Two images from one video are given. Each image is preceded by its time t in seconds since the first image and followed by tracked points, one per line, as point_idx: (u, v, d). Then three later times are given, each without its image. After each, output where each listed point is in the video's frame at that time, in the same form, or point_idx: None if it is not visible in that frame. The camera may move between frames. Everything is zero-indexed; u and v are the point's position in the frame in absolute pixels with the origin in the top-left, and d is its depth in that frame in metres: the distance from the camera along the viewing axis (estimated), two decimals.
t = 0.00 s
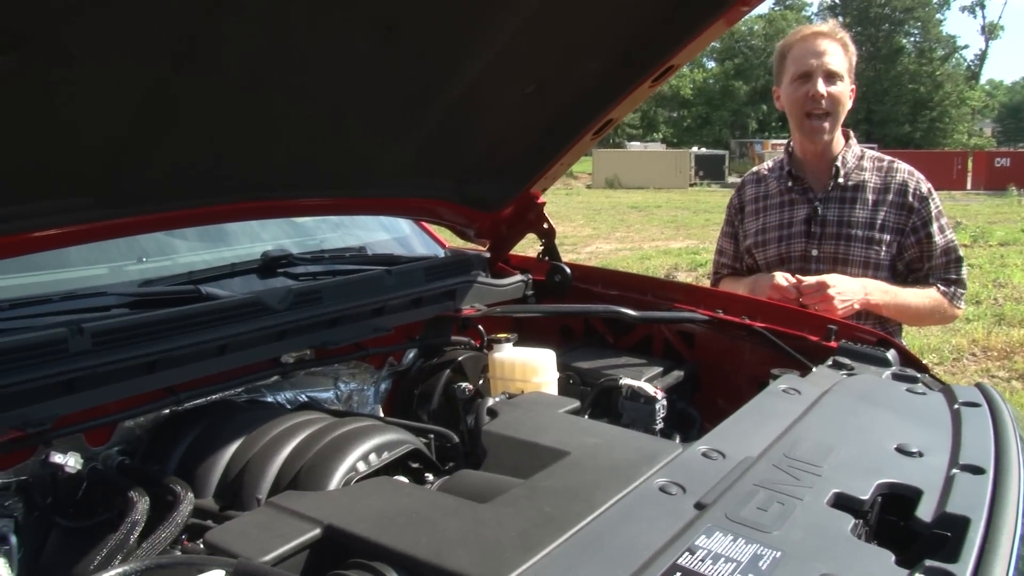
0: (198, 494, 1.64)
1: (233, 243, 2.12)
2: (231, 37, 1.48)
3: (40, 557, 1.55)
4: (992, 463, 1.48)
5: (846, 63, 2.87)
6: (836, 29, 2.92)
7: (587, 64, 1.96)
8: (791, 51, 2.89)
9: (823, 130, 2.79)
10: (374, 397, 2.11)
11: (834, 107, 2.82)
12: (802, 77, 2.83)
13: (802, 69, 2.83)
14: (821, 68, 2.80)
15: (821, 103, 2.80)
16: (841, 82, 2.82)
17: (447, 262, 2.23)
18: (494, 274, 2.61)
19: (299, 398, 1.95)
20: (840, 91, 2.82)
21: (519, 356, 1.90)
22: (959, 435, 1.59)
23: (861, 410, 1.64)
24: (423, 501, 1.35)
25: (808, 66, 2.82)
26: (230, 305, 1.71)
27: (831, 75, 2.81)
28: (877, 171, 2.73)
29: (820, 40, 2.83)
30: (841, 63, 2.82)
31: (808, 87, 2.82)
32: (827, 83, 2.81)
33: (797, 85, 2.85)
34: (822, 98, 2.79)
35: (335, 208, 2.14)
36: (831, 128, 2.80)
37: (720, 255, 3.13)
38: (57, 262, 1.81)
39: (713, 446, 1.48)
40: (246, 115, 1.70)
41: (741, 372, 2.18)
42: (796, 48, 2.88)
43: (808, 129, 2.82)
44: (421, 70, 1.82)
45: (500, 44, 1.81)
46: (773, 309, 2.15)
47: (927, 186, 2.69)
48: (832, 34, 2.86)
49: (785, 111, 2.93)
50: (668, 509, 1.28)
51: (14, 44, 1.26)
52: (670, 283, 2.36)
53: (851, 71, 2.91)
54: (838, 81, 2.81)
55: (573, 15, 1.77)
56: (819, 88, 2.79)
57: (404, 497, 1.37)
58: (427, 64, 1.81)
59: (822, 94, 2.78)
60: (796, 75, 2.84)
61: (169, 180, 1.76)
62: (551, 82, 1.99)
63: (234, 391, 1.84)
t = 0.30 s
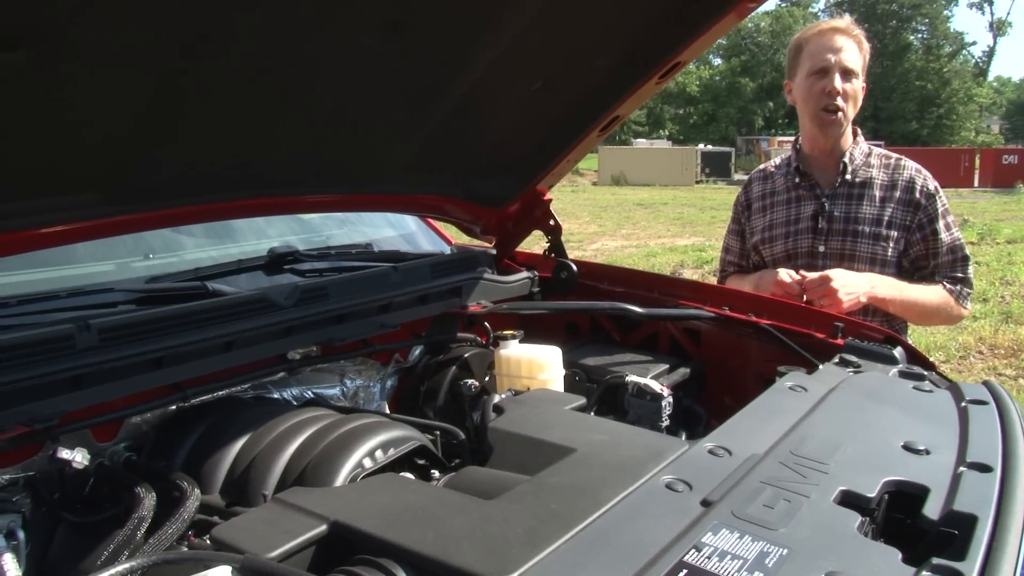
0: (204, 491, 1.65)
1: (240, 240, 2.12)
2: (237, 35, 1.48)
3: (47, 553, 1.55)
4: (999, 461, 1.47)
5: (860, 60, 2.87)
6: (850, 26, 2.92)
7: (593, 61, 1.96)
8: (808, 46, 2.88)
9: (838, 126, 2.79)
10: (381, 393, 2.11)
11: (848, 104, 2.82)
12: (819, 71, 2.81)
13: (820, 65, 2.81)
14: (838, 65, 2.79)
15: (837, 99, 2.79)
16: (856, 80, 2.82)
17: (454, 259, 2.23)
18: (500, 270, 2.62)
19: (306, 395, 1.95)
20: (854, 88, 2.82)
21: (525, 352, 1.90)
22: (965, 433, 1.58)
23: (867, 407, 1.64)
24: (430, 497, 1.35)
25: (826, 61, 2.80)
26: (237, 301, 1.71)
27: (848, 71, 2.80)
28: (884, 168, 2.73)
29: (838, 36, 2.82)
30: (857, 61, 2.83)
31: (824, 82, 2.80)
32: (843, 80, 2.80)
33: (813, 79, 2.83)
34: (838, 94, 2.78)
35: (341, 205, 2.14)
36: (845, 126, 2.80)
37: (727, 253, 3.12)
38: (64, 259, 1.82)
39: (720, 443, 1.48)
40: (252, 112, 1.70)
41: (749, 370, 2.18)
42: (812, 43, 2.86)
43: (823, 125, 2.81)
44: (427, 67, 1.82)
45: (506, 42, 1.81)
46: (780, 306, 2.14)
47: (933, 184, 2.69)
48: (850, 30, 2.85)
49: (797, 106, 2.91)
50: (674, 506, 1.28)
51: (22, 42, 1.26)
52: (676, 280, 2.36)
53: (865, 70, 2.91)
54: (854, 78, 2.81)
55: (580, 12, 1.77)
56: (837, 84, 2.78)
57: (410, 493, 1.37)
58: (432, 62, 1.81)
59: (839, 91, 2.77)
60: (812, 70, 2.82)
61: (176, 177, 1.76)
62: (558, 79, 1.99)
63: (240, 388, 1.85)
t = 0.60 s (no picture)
0: (206, 490, 1.65)
1: (242, 239, 2.12)
2: (239, 35, 1.49)
3: (49, 553, 1.56)
4: (1001, 461, 1.47)
5: (861, 58, 2.85)
6: (850, 24, 2.89)
7: (595, 61, 1.96)
8: (807, 45, 2.86)
9: (839, 124, 2.77)
10: (382, 392, 2.11)
11: (849, 101, 2.79)
12: (818, 70, 2.80)
13: (819, 63, 2.79)
14: (837, 62, 2.77)
15: (837, 97, 2.77)
16: (856, 77, 2.79)
17: (455, 258, 2.23)
18: (501, 269, 2.61)
19: (307, 394, 1.95)
20: (855, 85, 2.79)
21: (527, 352, 1.90)
22: (967, 432, 1.58)
23: (869, 407, 1.64)
24: (432, 496, 1.36)
25: (825, 59, 2.78)
26: (240, 301, 1.71)
27: (848, 69, 2.77)
28: (887, 168, 2.75)
29: (836, 34, 2.80)
30: (856, 57, 2.80)
31: (824, 81, 2.78)
32: (843, 77, 2.78)
33: (813, 78, 2.82)
34: (839, 92, 2.76)
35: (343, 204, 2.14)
36: (846, 123, 2.78)
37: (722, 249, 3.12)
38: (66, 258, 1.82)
39: (721, 442, 1.48)
40: (254, 112, 1.70)
41: (751, 369, 2.19)
42: (812, 42, 2.85)
43: (824, 124, 2.79)
44: (429, 67, 1.82)
45: (507, 41, 1.81)
46: (782, 305, 2.14)
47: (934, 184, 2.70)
48: (849, 29, 2.83)
49: (800, 104, 2.90)
50: (676, 505, 1.28)
51: (24, 42, 1.27)
52: (678, 279, 2.36)
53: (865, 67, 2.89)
54: (854, 75, 2.78)
55: (581, 12, 1.77)
56: (836, 82, 2.75)
57: (412, 492, 1.38)
58: (434, 61, 1.81)
59: (838, 89, 2.75)
60: (812, 69, 2.80)
61: (178, 176, 1.76)
62: (559, 78, 1.99)
63: (242, 387, 1.85)
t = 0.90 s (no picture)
0: (207, 489, 1.65)
1: (244, 238, 2.13)
2: (240, 35, 1.49)
3: (51, 552, 1.56)
4: (1003, 460, 1.47)
5: (857, 55, 2.85)
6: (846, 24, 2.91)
7: (596, 61, 1.96)
8: (802, 44, 2.89)
9: (833, 118, 2.77)
10: (384, 392, 2.11)
11: (843, 96, 2.78)
12: (810, 66, 2.81)
13: (811, 58, 2.81)
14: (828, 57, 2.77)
15: (829, 91, 2.77)
16: (849, 71, 2.78)
17: (456, 258, 2.23)
18: (502, 269, 2.61)
19: (308, 394, 1.95)
20: (848, 79, 2.78)
21: (528, 351, 1.90)
22: (969, 432, 1.58)
23: (870, 406, 1.64)
24: (433, 496, 1.36)
25: (816, 54, 2.80)
26: (241, 301, 1.71)
27: (839, 63, 2.77)
28: (887, 167, 2.74)
29: (829, 31, 2.81)
30: (850, 52, 2.80)
31: (816, 76, 2.80)
32: (835, 71, 2.78)
33: (807, 74, 2.83)
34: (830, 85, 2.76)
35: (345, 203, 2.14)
36: (841, 118, 2.77)
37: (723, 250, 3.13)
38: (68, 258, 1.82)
39: (723, 442, 1.48)
40: (255, 111, 1.70)
41: (752, 369, 2.19)
42: (806, 41, 2.87)
43: (818, 120, 2.79)
44: (430, 67, 1.82)
45: (508, 42, 1.81)
46: (782, 305, 2.15)
47: (934, 183, 2.70)
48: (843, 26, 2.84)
49: (797, 103, 2.91)
50: (677, 504, 1.28)
51: (24, 42, 1.27)
52: (679, 279, 2.36)
53: (860, 66, 2.88)
54: (846, 69, 2.78)
55: (582, 12, 1.77)
56: (827, 76, 2.76)
57: (413, 492, 1.38)
58: (435, 61, 1.81)
59: (829, 82, 2.75)
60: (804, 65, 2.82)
61: (180, 176, 1.76)
62: (560, 78, 1.99)
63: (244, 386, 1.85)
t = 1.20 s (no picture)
0: (208, 489, 1.65)
1: (244, 238, 2.12)
2: (241, 35, 1.49)
3: (51, 552, 1.56)
4: (1004, 459, 1.47)
5: (853, 57, 2.81)
6: (839, 26, 2.87)
7: (596, 61, 1.96)
8: (797, 49, 2.85)
9: (834, 122, 2.76)
10: (384, 391, 2.11)
11: (843, 100, 2.77)
12: (808, 73, 2.78)
13: (808, 65, 2.77)
14: (826, 63, 2.74)
15: (829, 97, 2.75)
16: (848, 76, 2.75)
17: (456, 258, 2.23)
18: (503, 268, 2.61)
19: (309, 393, 1.95)
20: (847, 83, 2.76)
21: (529, 351, 1.90)
22: (970, 432, 1.58)
23: (871, 406, 1.63)
24: (434, 495, 1.36)
25: (813, 61, 2.76)
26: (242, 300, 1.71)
27: (837, 68, 2.74)
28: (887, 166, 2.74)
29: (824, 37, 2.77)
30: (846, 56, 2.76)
31: (815, 82, 2.77)
32: (834, 77, 2.74)
33: (805, 81, 2.80)
34: (830, 92, 2.74)
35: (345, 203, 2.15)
36: (842, 122, 2.76)
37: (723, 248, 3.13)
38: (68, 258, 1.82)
39: (723, 441, 1.48)
40: (256, 111, 1.71)
41: (753, 368, 2.18)
42: (801, 46, 2.84)
43: (820, 124, 2.79)
44: (430, 66, 1.82)
45: (508, 42, 1.81)
46: (782, 304, 2.15)
47: (936, 180, 2.69)
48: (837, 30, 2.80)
49: (796, 107, 2.89)
50: (678, 504, 1.28)
51: (25, 41, 1.27)
52: (679, 278, 2.36)
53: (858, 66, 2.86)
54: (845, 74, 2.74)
55: (582, 13, 1.77)
56: (827, 83, 2.73)
57: (414, 491, 1.38)
58: (435, 61, 1.81)
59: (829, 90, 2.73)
60: (802, 71, 2.79)
61: (180, 175, 1.77)
62: (560, 77, 1.99)
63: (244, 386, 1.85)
